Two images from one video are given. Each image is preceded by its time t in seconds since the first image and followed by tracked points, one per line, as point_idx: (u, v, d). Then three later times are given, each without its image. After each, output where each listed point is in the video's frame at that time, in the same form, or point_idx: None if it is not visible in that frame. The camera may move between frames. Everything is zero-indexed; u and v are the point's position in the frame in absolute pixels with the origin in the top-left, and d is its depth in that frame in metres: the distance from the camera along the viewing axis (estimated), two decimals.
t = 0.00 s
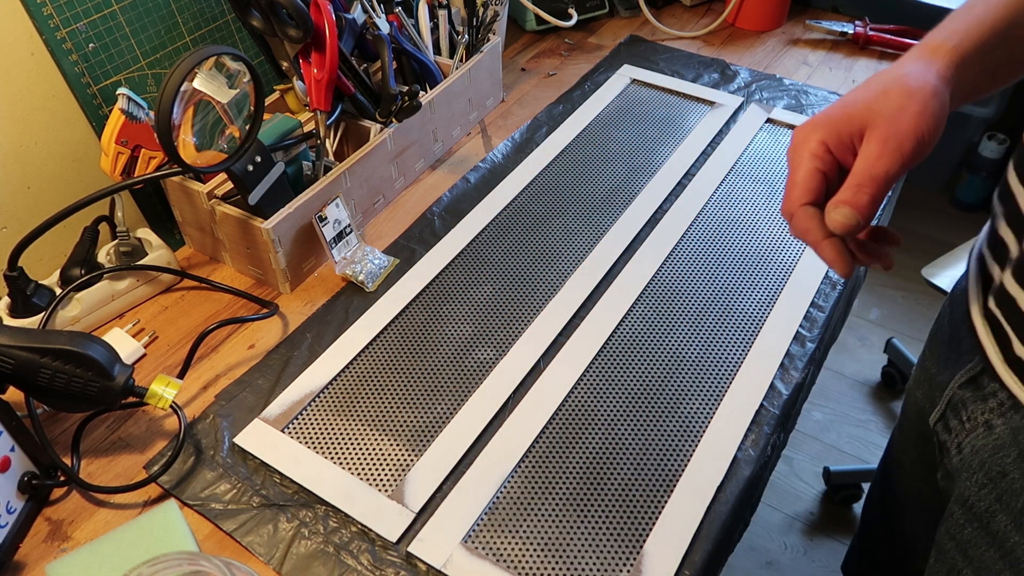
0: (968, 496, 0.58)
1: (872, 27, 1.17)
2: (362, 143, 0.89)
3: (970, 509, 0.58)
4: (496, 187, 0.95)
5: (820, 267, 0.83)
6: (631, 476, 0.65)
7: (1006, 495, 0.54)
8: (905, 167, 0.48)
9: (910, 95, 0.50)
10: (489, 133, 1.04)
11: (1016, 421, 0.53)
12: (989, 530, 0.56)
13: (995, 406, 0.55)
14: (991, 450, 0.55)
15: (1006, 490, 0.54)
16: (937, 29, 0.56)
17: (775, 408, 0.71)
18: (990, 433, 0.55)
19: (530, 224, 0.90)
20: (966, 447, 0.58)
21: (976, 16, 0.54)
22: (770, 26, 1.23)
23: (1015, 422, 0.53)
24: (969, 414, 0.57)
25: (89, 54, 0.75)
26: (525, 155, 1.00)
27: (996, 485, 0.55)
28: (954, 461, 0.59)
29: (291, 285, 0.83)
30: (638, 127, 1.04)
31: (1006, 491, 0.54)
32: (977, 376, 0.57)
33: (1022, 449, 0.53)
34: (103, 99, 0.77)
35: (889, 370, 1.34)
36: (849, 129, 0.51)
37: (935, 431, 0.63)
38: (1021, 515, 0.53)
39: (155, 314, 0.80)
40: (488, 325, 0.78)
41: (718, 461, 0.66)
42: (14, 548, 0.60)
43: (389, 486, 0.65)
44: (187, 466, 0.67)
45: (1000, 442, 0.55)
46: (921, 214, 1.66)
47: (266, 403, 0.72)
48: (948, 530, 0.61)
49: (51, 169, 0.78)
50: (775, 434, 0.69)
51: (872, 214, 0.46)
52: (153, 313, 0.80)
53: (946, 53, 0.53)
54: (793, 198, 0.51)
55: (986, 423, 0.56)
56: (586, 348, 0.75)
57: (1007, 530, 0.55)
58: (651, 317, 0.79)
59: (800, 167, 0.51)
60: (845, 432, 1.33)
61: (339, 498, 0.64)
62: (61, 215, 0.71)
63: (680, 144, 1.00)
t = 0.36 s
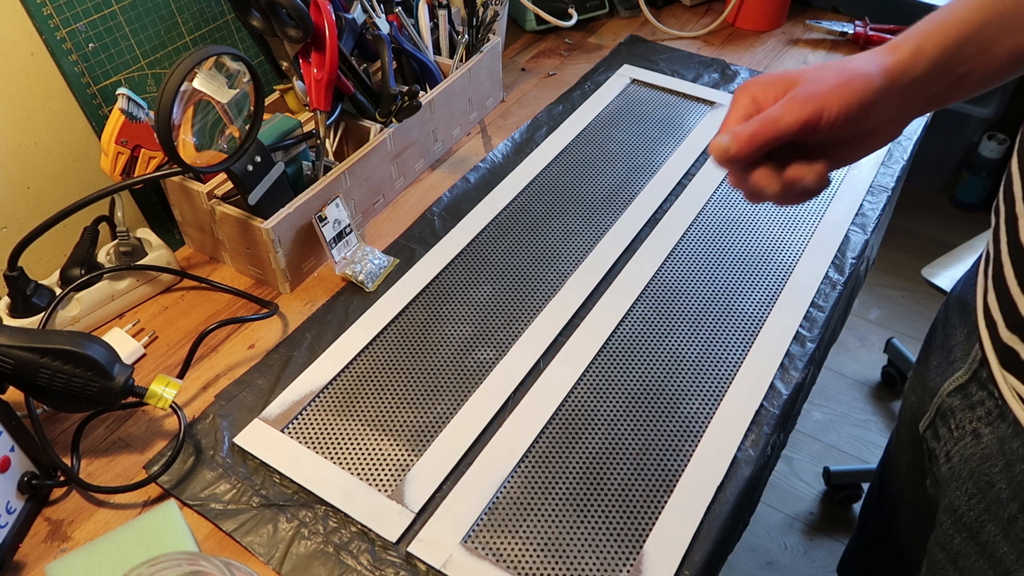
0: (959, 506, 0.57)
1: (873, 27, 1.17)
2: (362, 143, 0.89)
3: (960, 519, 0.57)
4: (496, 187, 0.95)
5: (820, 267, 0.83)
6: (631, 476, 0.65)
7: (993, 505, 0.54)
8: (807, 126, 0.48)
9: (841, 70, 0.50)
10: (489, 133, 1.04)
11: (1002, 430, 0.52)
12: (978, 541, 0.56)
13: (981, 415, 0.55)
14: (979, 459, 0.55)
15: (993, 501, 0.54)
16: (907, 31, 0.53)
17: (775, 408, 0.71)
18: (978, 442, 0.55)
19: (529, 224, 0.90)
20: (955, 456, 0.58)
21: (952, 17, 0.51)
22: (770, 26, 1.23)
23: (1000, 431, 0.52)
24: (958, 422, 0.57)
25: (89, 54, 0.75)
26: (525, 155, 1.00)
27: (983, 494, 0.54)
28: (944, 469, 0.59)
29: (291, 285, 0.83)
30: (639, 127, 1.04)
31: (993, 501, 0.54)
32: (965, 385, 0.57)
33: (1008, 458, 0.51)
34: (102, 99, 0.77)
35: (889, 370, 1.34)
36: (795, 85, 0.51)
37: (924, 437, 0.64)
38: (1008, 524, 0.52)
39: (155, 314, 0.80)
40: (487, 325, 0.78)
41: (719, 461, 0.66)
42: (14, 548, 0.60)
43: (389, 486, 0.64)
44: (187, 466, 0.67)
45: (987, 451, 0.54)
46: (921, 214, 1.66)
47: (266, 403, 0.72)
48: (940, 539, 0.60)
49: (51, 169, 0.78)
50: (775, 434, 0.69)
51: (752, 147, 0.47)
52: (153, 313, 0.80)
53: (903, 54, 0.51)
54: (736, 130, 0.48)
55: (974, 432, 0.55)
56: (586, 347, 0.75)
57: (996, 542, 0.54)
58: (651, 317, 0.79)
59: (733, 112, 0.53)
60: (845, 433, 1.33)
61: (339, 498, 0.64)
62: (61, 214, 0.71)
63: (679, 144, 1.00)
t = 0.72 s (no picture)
0: (958, 506, 0.57)
1: (873, 27, 1.17)
2: (362, 143, 0.89)
3: (959, 519, 0.57)
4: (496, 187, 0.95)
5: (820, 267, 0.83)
6: (631, 476, 0.65)
7: (992, 505, 0.53)
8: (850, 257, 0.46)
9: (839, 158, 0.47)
10: (489, 133, 1.04)
11: (1001, 431, 0.52)
12: (975, 541, 0.56)
13: (981, 416, 0.54)
14: (978, 459, 0.54)
15: (991, 501, 0.54)
16: (872, 71, 0.50)
17: (775, 408, 0.71)
18: (977, 442, 0.55)
19: (529, 225, 0.90)
20: (953, 455, 0.57)
21: (921, 55, 0.49)
22: (770, 26, 1.23)
23: (999, 431, 0.52)
24: (958, 423, 0.57)
25: (89, 54, 0.75)
26: (525, 155, 1.00)
27: (982, 494, 0.54)
28: (942, 469, 0.59)
29: (291, 285, 0.83)
30: (639, 127, 1.04)
31: (990, 501, 0.54)
32: (967, 385, 0.57)
33: (1006, 458, 0.52)
34: (102, 99, 0.77)
35: (890, 370, 1.34)
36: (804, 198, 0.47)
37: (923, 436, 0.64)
38: (1005, 524, 0.52)
39: (155, 314, 0.80)
40: (487, 325, 0.78)
41: (719, 460, 0.66)
42: (14, 548, 0.60)
43: (389, 486, 0.64)
44: (187, 466, 0.67)
45: (986, 451, 0.54)
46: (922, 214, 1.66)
47: (266, 403, 0.72)
48: (937, 539, 0.60)
49: (51, 169, 0.78)
50: (775, 434, 0.69)
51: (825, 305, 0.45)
52: (153, 313, 0.80)
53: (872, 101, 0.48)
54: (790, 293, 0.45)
55: (973, 432, 0.55)
56: (586, 347, 0.75)
57: (993, 541, 0.54)
58: (651, 318, 0.79)
59: (746, 257, 0.49)
60: (845, 433, 1.33)
61: (339, 498, 0.64)
62: (61, 214, 0.71)
63: (679, 144, 1.00)
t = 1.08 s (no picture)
0: (952, 509, 0.57)
1: (872, 27, 1.17)
2: (362, 143, 0.89)
3: (953, 522, 0.57)
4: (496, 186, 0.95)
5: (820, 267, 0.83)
6: (631, 476, 0.65)
7: (984, 507, 0.53)
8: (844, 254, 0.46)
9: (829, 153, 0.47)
10: (489, 133, 1.04)
11: (993, 433, 0.53)
12: (969, 544, 0.55)
13: (974, 419, 0.55)
14: (971, 462, 0.55)
15: (983, 503, 0.53)
16: (867, 67, 0.51)
17: (775, 408, 0.71)
18: (970, 445, 0.55)
19: (529, 225, 0.90)
20: (948, 458, 0.58)
21: (920, 49, 0.49)
22: (770, 26, 1.23)
23: (991, 434, 0.53)
24: (952, 426, 0.58)
25: (89, 54, 0.75)
26: (525, 155, 1.00)
27: (975, 497, 0.54)
28: (937, 472, 0.60)
29: (291, 285, 0.83)
30: (639, 127, 1.04)
31: (983, 504, 0.53)
32: (960, 388, 0.58)
33: (997, 462, 0.51)
34: (102, 99, 0.77)
35: (889, 369, 1.34)
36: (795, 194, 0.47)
37: (919, 440, 0.64)
38: (996, 527, 0.51)
39: (155, 315, 0.80)
40: (488, 325, 0.78)
41: (719, 460, 0.66)
42: (14, 548, 0.60)
43: (389, 486, 0.64)
44: (187, 466, 0.67)
45: (978, 454, 0.54)
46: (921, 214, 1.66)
47: (266, 403, 0.72)
48: (933, 542, 0.60)
49: (50, 168, 0.78)
50: (775, 434, 0.69)
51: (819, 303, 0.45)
52: (153, 313, 0.80)
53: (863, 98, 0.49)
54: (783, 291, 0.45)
55: (967, 434, 0.56)
56: (586, 347, 0.75)
57: (985, 544, 0.53)
58: (651, 318, 0.79)
59: (737, 257, 0.50)
60: (845, 433, 1.33)
61: (338, 498, 0.64)
62: (61, 214, 0.71)
63: (679, 144, 1.00)
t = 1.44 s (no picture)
0: (953, 520, 0.57)
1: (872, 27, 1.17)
2: (362, 143, 0.89)
3: (954, 533, 0.57)
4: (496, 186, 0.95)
5: (820, 267, 0.83)
6: (631, 476, 0.65)
7: (986, 518, 0.53)
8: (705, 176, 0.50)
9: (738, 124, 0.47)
10: (489, 133, 1.04)
11: (992, 443, 0.52)
12: (973, 555, 0.55)
13: (971, 428, 0.54)
14: (970, 472, 0.54)
15: (985, 514, 0.53)
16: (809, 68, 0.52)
17: (775, 408, 0.71)
18: (968, 455, 0.55)
19: (529, 224, 0.90)
20: (946, 469, 0.58)
21: (854, 51, 0.51)
22: (770, 26, 1.23)
23: (990, 444, 0.52)
24: (948, 436, 0.57)
25: (89, 54, 0.75)
26: (525, 155, 1.00)
27: (976, 508, 0.54)
28: (935, 482, 0.60)
29: (291, 285, 0.83)
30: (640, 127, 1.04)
31: (985, 515, 0.53)
32: (953, 397, 0.57)
33: (998, 472, 0.51)
34: (102, 99, 0.77)
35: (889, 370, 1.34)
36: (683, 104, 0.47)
37: (914, 449, 0.64)
38: (1001, 539, 0.52)
39: (155, 315, 0.80)
40: (487, 325, 0.78)
41: (719, 460, 0.66)
42: (14, 548, 0.60)
43: (389, 486, 0.64)
44: (187, 466, 0.67)
45: (977, 464, 0.53)
46: (921, 214, 1.66)
47: (266, 403, 0.72)
48: (936, 553, 0.60)
49: (50, 168, 0.78)
50: (775, 434, 0.69)
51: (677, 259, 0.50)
52: (153, 313, 0.80)
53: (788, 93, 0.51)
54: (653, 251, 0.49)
55: (964, 444, 0.55)
56: (586, 347, 0.75)
57: (989, 555, 0.53)
58: (651, 318, 0.79)
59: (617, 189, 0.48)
60: (846, 433, 1.33)
61: (338, 498, 0.64)
62: (61, 214, 0.71)
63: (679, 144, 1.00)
